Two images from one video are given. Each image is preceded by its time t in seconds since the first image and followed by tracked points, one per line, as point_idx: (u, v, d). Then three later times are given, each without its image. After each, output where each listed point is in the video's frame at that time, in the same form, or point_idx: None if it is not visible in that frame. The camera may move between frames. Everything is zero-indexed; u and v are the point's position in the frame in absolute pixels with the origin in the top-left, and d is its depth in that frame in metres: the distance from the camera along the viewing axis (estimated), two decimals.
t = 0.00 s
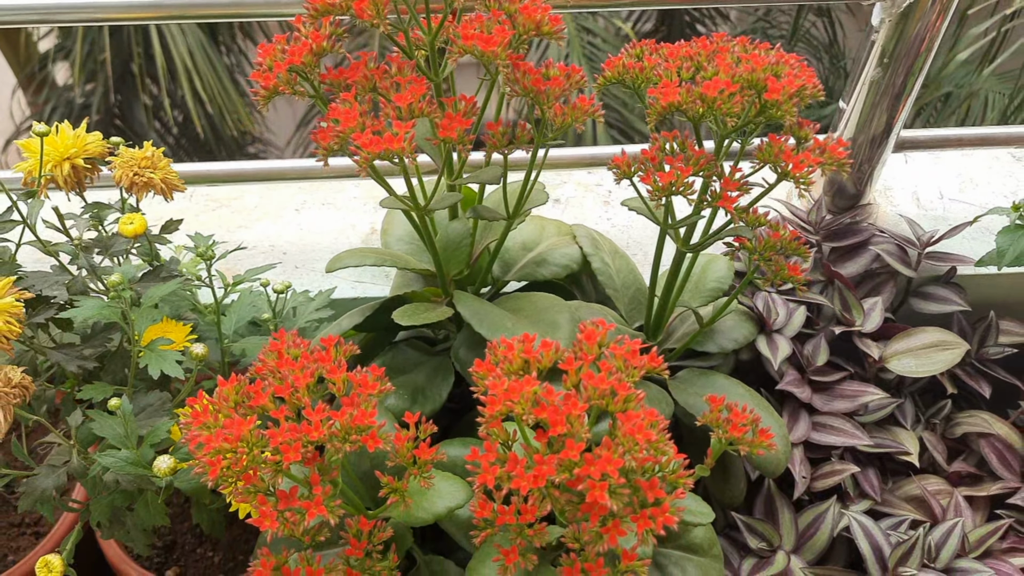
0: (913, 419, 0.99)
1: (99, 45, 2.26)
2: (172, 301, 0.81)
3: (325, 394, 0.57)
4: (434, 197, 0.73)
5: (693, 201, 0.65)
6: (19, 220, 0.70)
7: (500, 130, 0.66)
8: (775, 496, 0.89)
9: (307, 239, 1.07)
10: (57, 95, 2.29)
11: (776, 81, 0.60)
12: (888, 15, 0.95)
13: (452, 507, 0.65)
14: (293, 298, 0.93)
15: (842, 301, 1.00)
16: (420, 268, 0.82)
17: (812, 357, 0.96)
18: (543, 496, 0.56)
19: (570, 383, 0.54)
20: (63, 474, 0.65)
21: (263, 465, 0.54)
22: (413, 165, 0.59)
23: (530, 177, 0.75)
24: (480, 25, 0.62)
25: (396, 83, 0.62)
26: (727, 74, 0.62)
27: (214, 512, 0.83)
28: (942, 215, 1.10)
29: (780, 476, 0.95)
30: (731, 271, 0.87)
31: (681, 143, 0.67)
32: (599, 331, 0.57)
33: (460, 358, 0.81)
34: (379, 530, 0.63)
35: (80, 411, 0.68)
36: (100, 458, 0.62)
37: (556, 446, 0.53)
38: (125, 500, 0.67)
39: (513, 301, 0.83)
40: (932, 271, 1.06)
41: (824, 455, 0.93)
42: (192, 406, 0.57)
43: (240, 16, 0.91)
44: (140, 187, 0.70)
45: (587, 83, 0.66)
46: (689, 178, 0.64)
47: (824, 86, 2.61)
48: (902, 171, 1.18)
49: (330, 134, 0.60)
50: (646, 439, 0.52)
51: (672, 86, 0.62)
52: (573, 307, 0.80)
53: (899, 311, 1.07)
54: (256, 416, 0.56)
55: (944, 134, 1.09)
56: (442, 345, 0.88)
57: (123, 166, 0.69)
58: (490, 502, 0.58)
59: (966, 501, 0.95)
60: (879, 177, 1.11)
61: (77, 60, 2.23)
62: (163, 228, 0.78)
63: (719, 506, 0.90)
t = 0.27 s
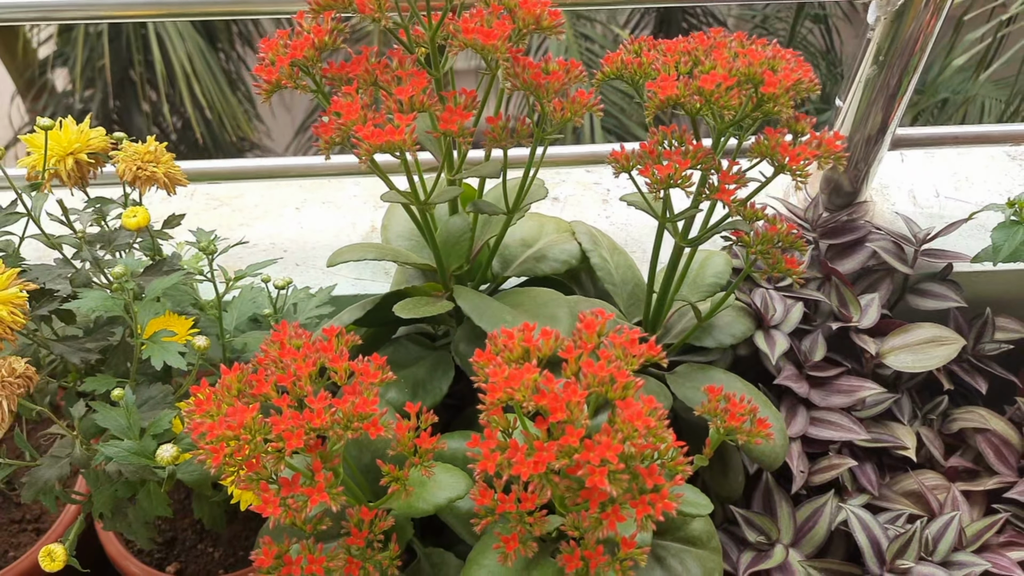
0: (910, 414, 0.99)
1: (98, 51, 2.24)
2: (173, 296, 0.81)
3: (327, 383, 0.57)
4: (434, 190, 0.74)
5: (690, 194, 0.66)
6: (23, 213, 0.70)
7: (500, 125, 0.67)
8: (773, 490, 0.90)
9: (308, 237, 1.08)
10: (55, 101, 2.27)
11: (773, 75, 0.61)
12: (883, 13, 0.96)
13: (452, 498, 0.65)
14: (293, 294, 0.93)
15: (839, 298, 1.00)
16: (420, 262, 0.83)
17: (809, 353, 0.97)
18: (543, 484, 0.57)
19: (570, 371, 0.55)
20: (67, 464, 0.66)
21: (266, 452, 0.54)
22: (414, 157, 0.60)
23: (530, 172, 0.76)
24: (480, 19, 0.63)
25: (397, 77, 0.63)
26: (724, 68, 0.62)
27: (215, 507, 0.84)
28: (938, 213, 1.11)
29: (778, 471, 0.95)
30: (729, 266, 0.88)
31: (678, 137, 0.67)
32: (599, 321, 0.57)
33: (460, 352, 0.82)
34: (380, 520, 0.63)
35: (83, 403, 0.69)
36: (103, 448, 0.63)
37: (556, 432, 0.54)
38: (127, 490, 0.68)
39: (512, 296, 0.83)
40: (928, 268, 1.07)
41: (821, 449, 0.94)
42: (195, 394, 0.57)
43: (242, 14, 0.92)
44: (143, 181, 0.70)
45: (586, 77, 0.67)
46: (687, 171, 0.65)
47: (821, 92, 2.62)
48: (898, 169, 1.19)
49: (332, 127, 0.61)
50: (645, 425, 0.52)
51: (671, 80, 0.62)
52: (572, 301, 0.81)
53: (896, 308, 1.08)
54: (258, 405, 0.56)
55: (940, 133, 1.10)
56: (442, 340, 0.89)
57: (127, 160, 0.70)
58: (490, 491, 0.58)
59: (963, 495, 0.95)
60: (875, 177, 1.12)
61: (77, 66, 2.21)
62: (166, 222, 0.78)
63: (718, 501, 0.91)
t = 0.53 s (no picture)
0: (908, 409, 0.99)
1: (97, 58, 2.23)
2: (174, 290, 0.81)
3: (328, 371, 0.57)
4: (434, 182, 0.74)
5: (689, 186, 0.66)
6: (24, 205, 0.70)
7: (499, 117, 0.67)
8: (772, 484, 0.90)
9: (308, 234, 1.08)
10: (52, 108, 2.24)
11: (771, 65, 0.61)
12: (880, 8, 0.97)
13: (452, 489, 0.65)
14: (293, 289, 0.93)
15: (837, 293, 1.01)
16: (419, 256, 0.83)
17: (808, 348, 0.97)
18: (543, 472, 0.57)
19: (570, 358, 0.55)
20: (67, 455, 0.66)
21: (266, 440, 0.54)
22: (413, 147, 0.60)
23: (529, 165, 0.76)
24: (479, 10, 0.63)
25: (396, 68, 0.63)
26: (722, 58, 0.63)
27: (214, 502, 0.84)
28: (935, 209, 1.11)
29: (777, 466, 0.95)
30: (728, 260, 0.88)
31: (676, 128, 0.68)
32: (598, 309, 0.58)
33: (459, 346, 0.82)
34: (380, 510, 0.63)
35: (83, 394, 0.69)
36: (104, 438, 0.63)
37: (556, 419, 0.54)
38: (128, 482, 0.68)
39: (512, 290, 0.83)
40: (926, 264, 1.07)
41: (821, 444, 0.94)
42: (196, 382, 0.57)
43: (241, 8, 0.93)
44: (143, 174, 0.70)
45: (584, 69, 0.67)
46: (685, 162, 0.65)
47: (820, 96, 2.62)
48: (896, 166, 1.19)
49: (331, 118, 0.61)
50: (644, 412, 0.52)
51: (668, 71, 0.63)
52: (571, 294, 0.81)
53: (894, 304, 1.08)
54: (259, 392, 0.56)
55: (937, 129, 1.10)
56: (442, 335, 0.89)
57: (127, 152, 0.70)
58: (490, 479, 0.58)
59: (962, 490, 0.96)
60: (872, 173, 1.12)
61: (77, 72, 2.20)
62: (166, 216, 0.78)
63: (717, 495, 0.91)
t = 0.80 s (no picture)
0: (911, 407, 1.00)
1: (97, 65, 2.14)
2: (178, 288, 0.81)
3: (336, 364, 0.58)
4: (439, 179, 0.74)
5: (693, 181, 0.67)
6: (31, 202, 0.71)
7: (503, 113, 0.68)
8: (776, 481, 0.90)
9: (311, 234, 1.09)
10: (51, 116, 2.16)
11: (775, 61, 0.62)
12: (881, 8, 0.97)
13: (458, 484, 0.65)
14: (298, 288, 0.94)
15: (839, 291, 1.01)
16: (423, 254, 0.84)
17: (811, 346, 0.97)
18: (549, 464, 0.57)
19: (576, 350, 0.55)
20: (74, 451, 0.66)
21: (274, 432, 0.55)
22: (419, 142, 0.60)
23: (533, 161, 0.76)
24: (485, 6, 0.64)
25: (402, 64, 0.63)
26: (727, 54, 0.63)
27: (219, 501, 0.84)
28: (936, 209, 1.12)
29: (781, 463, 0.95)
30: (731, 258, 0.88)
31: (680, 125, 0.68)
32: (604, 303, 0.58)
33: (463, 343, 0.82)
34: (387, 504, 0.63)
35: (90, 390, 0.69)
36: (111, 433, 0.63)
37: (562, 411, 0.54)
38: (135, 477, 0.68)
39: (516, 287, 0.84)
40: (927, 263, 1.08)
41: (823, 441, 0.94)
42: (204, 375, 0.57)
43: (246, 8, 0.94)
44: (150, 170, 0.71)
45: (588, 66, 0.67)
46: (690, 158, 0.65)
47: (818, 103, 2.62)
48: (896, 166, 1.20)
49: (337, 115, 0.61)
50: (651, 403, 0.53)
51: (672, 67, 0.63)
52: (575, 291, 0.81)
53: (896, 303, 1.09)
54: (267, 385, 0.56)
55: (937, 129, 1.11)
56: (446, 333, 0.89)
57: (134, 149, 0.70)
58: (497, 472, 0.59)
59: (964, 488, 0.96)
60: (873, 172, 1.12)
61: (77, 79, 2.11)
62: (172, 213, 0.79)
63: (721, 492, 0.91)
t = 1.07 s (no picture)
0: (915, 410, 0.99)
1: (100, 74, 2.09)
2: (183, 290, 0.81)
3: (343, 362, 0.58)
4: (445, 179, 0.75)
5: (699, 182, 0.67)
6: (39, 202, 0.71)
7: (510, 115, 0.68)
8: (781, 484, 0.90)
9: (316, 239, 1.09)
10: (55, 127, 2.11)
11: (780, 62, 0.62)
12: (884, 11, 0.97)
13: (464, 485, 0.65)
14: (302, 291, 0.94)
15: (843, 294, 1.01)
16: (428, 256, 0.84)
17: (815, 349, 0.97)
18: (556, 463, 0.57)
19: (584, 348, 0.55)
20: (80, 451, 0.66)
21: (281, 431, 0.55)
22: (427, 142, 0.60)
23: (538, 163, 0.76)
24: (492, 7, 0.64)
25: (409, 65, 0.63)
26: (732, 55, 0.63)
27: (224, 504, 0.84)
28: (939, 213, 1.12)
29: (785, 466, 0.95)
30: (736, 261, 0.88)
31: (685, 126, 0.68)
32: (611, 302, 0.58)
33: (468, 345, 0.82)
34: (393, 504, 0.63)
35: (96, 390, 0.69)
36: (118, 432, 0.63)
37: (570, 409, 0.54)
38: (140, 478, 0.68)
39: (521, 289, 0.84)
40: (931, 266, 1.08)
41: (828, 444, 0.94)
42: (212, 374, 0.57)
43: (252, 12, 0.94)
44: (157, 172, 0.71)
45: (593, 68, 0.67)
46: (696, 158, 0.66)
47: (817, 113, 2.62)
48: (899, 170, 1.20)
49: (345, 116, 0.62)
50: (658, 401, 0.52)
51: (678, 67, 0.64)
52: (580, 293, 0.81)
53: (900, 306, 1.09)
54: (274, 383, 0.56)
55: (940, 133, 1.11)
56: (450, 335, 0.89)
57: (141, 151, 0.71)
58: (504, 471, 0.59)
59: (970, 491, 0.95)
60: (876, 176, 1.13)
61: (79, 87, 2.06)
62: (178, 215, 0.79)
63: (726, 495, 0.90)
